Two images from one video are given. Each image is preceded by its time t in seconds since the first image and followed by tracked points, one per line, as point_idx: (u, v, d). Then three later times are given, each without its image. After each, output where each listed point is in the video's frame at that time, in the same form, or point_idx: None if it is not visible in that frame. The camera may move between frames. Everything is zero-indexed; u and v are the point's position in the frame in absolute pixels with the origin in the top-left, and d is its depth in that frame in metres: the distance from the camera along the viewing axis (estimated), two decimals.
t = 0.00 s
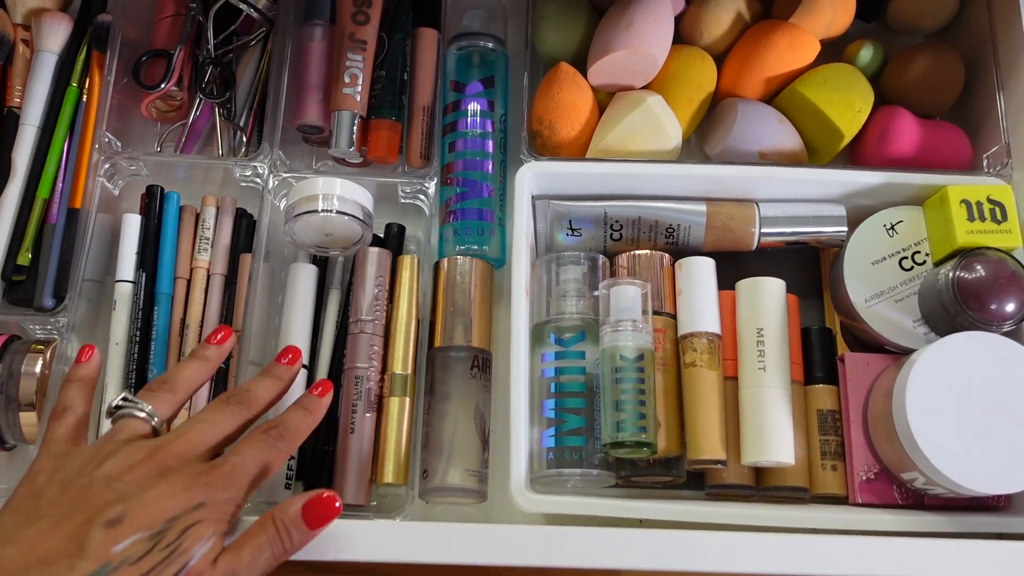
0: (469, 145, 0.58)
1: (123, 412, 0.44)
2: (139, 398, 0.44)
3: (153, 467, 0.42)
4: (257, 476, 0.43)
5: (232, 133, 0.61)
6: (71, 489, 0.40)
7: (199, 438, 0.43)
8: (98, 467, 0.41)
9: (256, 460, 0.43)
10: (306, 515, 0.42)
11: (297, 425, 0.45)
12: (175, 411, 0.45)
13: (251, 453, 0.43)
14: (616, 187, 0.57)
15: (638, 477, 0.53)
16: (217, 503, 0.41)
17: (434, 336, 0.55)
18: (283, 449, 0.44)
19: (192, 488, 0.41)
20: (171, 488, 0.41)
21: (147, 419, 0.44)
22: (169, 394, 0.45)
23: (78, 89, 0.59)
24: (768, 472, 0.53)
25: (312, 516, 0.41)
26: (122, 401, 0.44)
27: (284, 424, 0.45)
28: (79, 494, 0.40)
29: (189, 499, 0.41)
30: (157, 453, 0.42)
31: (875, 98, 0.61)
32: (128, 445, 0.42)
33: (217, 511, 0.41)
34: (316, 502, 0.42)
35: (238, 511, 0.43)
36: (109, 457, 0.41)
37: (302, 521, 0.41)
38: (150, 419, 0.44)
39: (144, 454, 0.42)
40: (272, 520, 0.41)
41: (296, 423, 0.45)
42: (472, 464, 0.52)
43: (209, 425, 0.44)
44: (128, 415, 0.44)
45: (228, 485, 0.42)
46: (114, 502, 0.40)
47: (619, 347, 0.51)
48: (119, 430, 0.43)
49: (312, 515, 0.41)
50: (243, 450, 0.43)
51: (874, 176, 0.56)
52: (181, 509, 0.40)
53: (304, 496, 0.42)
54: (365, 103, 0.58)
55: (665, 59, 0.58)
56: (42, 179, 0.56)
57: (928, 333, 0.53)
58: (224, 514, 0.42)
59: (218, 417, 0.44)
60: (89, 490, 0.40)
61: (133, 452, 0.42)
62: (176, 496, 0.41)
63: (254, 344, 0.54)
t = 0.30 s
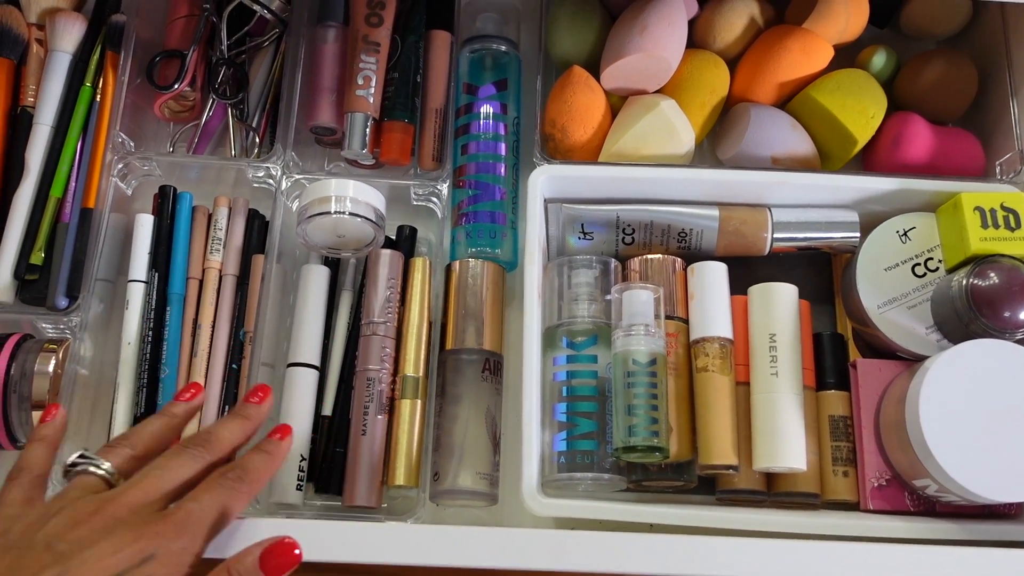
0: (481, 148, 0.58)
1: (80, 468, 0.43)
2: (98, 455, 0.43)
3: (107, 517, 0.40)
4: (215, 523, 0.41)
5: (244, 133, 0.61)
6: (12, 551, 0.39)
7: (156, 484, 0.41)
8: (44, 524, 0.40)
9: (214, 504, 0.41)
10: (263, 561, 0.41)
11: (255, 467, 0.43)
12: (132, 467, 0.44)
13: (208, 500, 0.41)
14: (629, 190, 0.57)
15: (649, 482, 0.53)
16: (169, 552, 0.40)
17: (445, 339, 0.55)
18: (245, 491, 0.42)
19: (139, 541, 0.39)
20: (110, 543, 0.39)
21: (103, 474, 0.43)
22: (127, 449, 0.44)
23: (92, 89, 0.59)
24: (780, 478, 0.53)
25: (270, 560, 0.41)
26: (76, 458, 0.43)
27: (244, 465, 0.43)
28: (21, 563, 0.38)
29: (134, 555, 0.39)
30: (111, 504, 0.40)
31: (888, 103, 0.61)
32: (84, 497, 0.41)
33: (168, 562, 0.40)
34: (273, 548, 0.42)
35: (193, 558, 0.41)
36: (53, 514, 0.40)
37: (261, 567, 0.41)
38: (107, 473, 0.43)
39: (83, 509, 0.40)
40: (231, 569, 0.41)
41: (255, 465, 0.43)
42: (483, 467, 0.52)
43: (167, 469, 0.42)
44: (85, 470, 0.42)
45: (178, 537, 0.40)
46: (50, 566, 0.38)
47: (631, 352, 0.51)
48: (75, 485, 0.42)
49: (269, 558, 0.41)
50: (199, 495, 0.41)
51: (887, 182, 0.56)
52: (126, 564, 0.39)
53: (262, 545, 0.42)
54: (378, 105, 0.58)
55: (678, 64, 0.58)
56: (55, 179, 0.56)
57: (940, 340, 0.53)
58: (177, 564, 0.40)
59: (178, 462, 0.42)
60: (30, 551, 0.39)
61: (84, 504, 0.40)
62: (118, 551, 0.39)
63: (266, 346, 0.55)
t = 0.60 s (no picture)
0: (526, 148, 0.59)
1: None
2: None
3: None
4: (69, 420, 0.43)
5: (291, 122, 0.62)
6: None
7: None
8: None
9: (59, 401, 0.43)
10: (123, 433, 0.44)
11: (98, 377, 0.46)
12: None
13: (55, 399, 0.43)
14: (673, 197, 0.57)
15: (682, 489, 0.53)
16: (32, 448, 0.40)
17: (484, 336, 0.55)
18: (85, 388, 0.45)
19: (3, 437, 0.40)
20: None
21: None
22: None
23: (144, 72, 0.59)
24: (813, 491, 0.53)
25: (132, 430, 0.44)
26: None
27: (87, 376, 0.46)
28: None
29: None
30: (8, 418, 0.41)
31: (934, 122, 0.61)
32: None
33: (32, 457, 0.40)
34: (127, 419, 0.44)
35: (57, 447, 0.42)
36: None
37: (125, 438, 0.44)
38: None
39: None
40: (94, 450, 0.43)
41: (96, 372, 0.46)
42: (518, 466, 0.53)
43: None
44: None
45: (42, 430, 0.41)
46: None
47: (672, 358, 0.51)
48: None
49: (129, 429, 0.44)
50: (48, 395, 0.43)
51: (932, 202, 0.56)
52: None
53: (120, 415, 0.44)
54: (426, 100, 0.58)
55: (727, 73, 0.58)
56: (104, 159, 0.57)
57: (979, 362, 0.53)
58: (37, 456, 0.41)
59: None
60: None
61: None
62: None
63: (308, 334, 0.56)
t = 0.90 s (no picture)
0: (562, 144, 0.59)
1: None
2: None
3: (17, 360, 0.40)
4: (141, 359, 0.43)
5: (328, 109, 0.62)
6: None
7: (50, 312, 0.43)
8: None
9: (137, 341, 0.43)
10: (194, 383, 0.44)
11: (175, 315, 0.46)
12: (16, 298, 0.45)
13: (134, 337, 0.43)
14: (708, 198, 0.58)
15: (707, 490, 0.53)
16: (104, 383, 0.41)
17: (514, 330, 0.55)
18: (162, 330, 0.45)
19: (75, 366, 0.40)
20: (51, 371, 0.40)
21: None
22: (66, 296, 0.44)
23: (185, 54, 0.59)
24: (838, 497, 0.53)
25: (202, 381, 0.44)
26: None
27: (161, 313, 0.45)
28: None
29: (73, 378, 0.40)
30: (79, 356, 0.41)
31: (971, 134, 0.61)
32: None
33: (104, 392, 0.41)
34: (199, 370, 0.44)
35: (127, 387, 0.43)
36: None
37: (194, 388, 0.44)
38: None
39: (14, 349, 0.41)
40: (164, 395, 0.43)
41: (173, 315, 0.46)
42: (544, 460, 0.53)
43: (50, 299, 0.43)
44: None
45: (114, 365, 0.42)
46: None
47: (703, 359, 0.52)
48: None
49: (199, 381, 0.44)
50: (126, 331, 0.43)
51: (968, 212, 0.56)
52: (66, 392, 0.40)
53: (191, 368, 0.44)
54: (464, 92, 0.58)
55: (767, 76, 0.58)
56: (142, 140, 0.57)
57: (1010, 374, 0.53)
58: (110, 391, 0.41)
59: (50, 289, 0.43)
60: None
61: None
62: (55, 378, 0.40)
63: (339, 320, 0.57)
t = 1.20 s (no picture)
0: (569, 139, 0.59)
1: (29, 310, 0.45)
2: (36, 297, 0.46)
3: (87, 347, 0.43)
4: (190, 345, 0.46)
5: (334, 106, 0.61)
6: (31, 377, 0.42)
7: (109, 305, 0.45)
8: (42, 355, 0.42)
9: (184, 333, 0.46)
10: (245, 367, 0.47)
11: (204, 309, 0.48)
12: (75, 299, 0.47)
13: (178, 330, 0.46)
14: (714, 193, 0.58)
15: (715, 483, 0.53)
16: (169, 362, 0.44)
17: (521, 325, 0.56)
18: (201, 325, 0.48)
19: (142, 348, 0.43)
20: (124, 352, 0.43)
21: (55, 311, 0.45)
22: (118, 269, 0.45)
23: (192, 52, 0.59)
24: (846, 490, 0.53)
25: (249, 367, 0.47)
26: (21, 305, 0.45)
27: (193, 309, 0.48)
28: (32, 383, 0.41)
29: (141, 359, 0.43)
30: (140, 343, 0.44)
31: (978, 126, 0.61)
32: (57, 332, 0.44)
33: (171, 369, 0.44)
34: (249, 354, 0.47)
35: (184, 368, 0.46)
36: (51, 346, 0.43)
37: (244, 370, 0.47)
38: (58, 310, 0.46)
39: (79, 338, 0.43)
40: (219, 375, 0.46)
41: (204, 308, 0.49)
42: (552, 454, 0.53)
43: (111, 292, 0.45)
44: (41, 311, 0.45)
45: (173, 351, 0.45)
46: (70, 377, 0.41)
47: (710, 352, 0.52)
48: (35, 325, 0.44)
49: (248, 367, 0.47)
50: (169, 326, 0.46)
51: (975, 205, 0.56)
52: (138, 369, 0.43)
53: (239, 353, 0.47)
54: (471, 88, 0.58)
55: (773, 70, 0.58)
56: (150, 138, 0.57)
57: (1018, 366, 0.53)
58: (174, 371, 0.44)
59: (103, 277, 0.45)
60: (42, 375, 0.41)
61: (52, 346, 0.43)
62: (127, 359, 0.43)
63: (347, 317, 0.57)
